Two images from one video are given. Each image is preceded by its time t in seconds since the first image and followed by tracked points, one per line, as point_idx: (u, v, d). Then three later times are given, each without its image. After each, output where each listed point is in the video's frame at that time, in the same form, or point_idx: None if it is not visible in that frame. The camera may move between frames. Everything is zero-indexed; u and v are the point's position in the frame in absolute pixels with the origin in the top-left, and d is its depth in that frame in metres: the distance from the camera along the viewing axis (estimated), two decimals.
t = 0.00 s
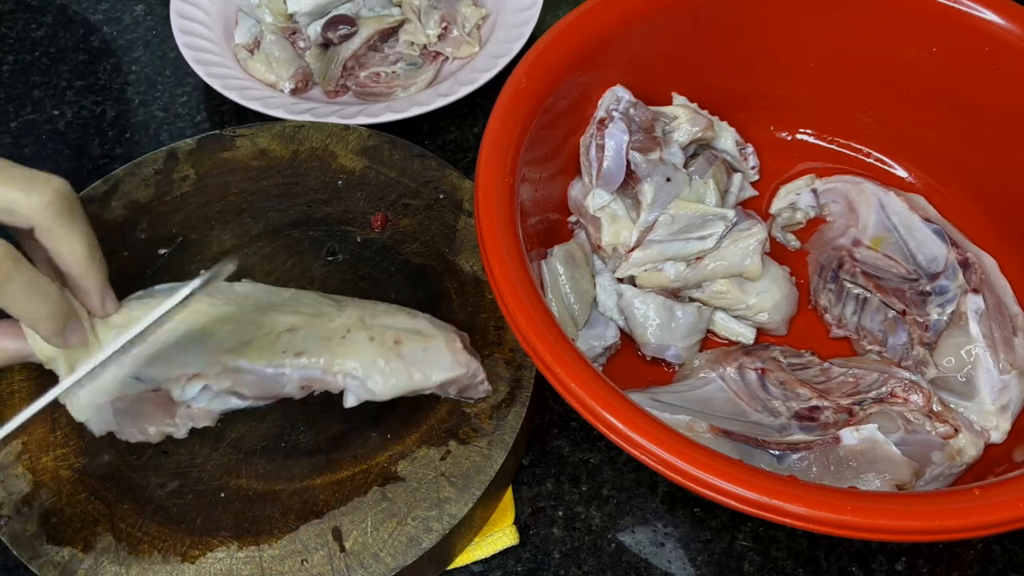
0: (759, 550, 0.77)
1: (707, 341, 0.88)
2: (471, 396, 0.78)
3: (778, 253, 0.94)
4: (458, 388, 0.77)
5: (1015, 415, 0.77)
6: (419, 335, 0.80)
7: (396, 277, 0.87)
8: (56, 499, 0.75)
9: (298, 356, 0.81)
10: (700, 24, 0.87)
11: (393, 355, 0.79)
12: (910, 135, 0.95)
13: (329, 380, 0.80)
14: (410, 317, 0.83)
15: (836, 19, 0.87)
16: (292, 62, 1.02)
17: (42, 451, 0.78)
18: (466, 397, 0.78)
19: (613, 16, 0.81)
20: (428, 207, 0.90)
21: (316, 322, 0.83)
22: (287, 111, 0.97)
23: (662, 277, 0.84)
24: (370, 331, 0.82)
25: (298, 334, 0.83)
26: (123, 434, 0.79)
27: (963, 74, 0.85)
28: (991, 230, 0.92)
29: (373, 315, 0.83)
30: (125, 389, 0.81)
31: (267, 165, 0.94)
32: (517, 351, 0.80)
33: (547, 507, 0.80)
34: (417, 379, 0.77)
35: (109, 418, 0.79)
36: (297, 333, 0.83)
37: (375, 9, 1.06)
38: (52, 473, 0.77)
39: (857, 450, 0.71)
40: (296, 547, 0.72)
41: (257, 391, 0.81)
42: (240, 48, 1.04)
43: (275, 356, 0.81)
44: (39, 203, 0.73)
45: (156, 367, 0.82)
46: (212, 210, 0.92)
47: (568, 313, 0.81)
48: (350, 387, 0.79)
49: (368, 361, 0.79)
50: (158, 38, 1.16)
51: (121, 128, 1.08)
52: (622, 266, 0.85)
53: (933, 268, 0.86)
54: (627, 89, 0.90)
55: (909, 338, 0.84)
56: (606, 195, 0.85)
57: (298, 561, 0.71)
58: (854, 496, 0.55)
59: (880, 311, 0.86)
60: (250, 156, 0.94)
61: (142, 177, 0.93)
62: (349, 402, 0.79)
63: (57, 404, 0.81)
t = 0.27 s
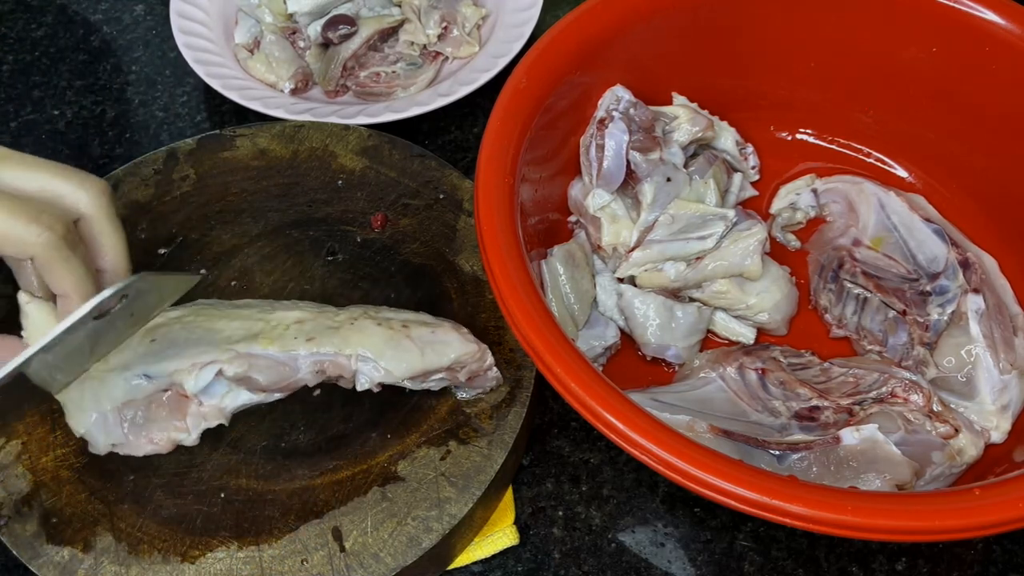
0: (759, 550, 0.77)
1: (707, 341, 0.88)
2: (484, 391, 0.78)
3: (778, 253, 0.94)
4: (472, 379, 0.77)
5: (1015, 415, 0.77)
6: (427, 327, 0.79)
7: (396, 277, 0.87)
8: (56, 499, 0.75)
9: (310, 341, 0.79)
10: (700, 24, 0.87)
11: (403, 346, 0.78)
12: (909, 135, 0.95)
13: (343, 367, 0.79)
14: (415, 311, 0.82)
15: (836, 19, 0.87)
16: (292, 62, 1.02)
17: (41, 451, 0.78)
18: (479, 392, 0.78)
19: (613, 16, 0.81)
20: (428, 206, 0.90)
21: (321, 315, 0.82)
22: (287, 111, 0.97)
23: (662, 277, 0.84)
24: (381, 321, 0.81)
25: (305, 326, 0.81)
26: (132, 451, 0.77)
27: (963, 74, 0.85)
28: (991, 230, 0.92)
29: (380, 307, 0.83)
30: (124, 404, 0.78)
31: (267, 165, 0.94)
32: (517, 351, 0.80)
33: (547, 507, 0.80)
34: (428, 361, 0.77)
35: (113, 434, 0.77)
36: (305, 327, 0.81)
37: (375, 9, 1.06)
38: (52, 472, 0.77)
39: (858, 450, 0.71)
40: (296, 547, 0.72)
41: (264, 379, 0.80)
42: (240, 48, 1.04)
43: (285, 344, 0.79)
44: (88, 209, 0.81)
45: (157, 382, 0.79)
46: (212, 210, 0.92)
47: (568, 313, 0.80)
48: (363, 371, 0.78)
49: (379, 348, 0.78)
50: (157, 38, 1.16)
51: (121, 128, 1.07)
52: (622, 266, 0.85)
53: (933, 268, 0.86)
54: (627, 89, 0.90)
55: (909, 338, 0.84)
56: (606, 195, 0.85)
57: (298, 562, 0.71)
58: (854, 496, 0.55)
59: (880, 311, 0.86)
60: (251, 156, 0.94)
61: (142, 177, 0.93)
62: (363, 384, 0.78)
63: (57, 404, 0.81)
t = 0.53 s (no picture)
0: (759, 550, 0.77)
1: (707, 341, 0.88)
2: (488, 364, 0.80)
3: (778, 253, 0.94)
4: (476, 350, 0.81)
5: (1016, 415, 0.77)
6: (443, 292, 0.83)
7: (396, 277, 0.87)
8: (57, 499, 0.75)
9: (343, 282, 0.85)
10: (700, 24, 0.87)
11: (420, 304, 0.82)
12: (909, 135, 0.95)
13: (371, 307, 0.84)
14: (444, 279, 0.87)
15: (836, 19, 0.87)
16: (292, 62, 1.02)
17: (41, 451, 0.78)
18: (484, 361, 0.81)
19: (613, 16, 0.81)
20: (428, 207, 0.90)
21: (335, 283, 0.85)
22: (287, 111, 0.96)
23: (662, 277, 0.84)
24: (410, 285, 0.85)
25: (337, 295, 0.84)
26: (152, 411, 0.82)
27: (963, 74, 0.85)
28: (991, 230, 0.92)
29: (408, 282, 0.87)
30: (154, 340, 0.83)
31: (267, 165, 0.94)
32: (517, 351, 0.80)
33: (547, 507, 0.80)
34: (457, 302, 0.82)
35: (138, 373, 0.82)
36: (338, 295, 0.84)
37: (375, 9, 1.06)
38: (52, 473, 0.77)
39: (858, 450, 0.71)
40: (296, 546, 0.72)
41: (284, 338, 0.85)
42: (240, 48, 1.04)
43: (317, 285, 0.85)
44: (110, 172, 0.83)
45: (189, 317, 0.84)
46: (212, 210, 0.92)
47: (568, 313, 0.80)
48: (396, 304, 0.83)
49: (410, 291, 0.83)
50: (158, 38, 1.16)
51: (121, 128, 1.07)
52: (622, 266, 0.85)
53: (933, 268, 0.86)
54: (627, 89, 0.90)
55: (909, 338, 0.84)
56: (606, 195, 0.85)
57: (299, 561, 0.71)
58: (854, 496, 0.55)
59: (880, 312, 0.86)
60: (251, 156, 0.94)
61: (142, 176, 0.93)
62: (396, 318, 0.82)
63: (57, 405, 0.81)
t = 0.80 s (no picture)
0: (759, 550, 0.77)
1: (707, 341, 0.88)
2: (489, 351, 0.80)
3: (778, 254, 0.94)
4: (476, 336, 0.80)
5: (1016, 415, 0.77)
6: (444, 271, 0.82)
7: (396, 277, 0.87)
8: (57, 499, 0.75)
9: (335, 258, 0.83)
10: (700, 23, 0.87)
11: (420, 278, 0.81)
12: (909, 135, 0.95)
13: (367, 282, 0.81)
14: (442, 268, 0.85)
15: (836, 19, 0.87)
16: (291, 62, 1.02)
17: (41, 451, 0.78)
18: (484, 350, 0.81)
19: (614, 16, 0.81)
20: (428, 207, 0.90)
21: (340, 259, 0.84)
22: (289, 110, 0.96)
23: (662, 277, 0.84)
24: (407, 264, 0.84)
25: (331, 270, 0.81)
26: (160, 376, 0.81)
27: (963, 74, 0.85)
28: (991, 230, 0.92)
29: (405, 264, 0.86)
30: (154, 309, 0.79)
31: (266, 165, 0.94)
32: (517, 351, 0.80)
33: (547, 507, 0.80)
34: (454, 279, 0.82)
35: (138, 344, 0.79)
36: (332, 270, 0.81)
37: (375, 9, 1.06)
38: (52, 472, 0.77)
39: (857, 450, 0.71)
40: (296, 546, 0.72)
41: (281, 317, 0.83)
42: (240, 48, 1.04)
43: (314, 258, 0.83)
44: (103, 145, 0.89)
45: (191, 287, 0.80)
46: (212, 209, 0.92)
47: (568, 313, 0.80)
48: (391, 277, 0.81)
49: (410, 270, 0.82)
50: (158, 38, 1.16)
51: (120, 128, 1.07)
52: (622, 266, 0.85)
53: (933, 268, 0.86)
54: (627, 89, 0.90)
55: (910, 338, 0.84)
56: (606, 195, 0.85)
57: (298, 561, 0.71)
58: (854, 496, 0.55)
59: (880, 312, 0.86)
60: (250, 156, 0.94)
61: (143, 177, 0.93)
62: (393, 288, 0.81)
63: (57, 405, 0.81)
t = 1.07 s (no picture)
0: (759, 550, 0.77)
1: (707, 341, 0.88)
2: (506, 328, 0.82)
3: (778, 254, 0.94)
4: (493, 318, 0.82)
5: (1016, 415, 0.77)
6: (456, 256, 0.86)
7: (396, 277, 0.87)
8: (56, 499, 0.75)
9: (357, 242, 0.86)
10: (700, 23, 0.87)
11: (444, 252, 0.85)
12: (909, 135, 0.95)
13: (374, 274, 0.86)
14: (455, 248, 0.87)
15: (836, 19, 0.87)
16: (291, 62, 1.02)
17: (41, 451, 0.78)
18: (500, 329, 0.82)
19: (614, 16, 0.81)
20: (428, 207, 0.90)
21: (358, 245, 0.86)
22: (287, 111, 0.95)
23: (662, 277, 0.84)
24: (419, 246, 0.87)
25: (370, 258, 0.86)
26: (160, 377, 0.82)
27: (963, 74, 0.85)
28: (991, 230, 0.92)
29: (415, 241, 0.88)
30: (178, 288, 0.82)
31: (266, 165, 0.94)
32: (517, 351, 0.80)
33: (547, 507, 0.80)
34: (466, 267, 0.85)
35: (163, 319, 0.82)
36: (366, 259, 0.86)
37: (375, 9, 1.06)
38: (52, 472, 0.77)
39: (857, 450, 0.71)
40: (297, 546, 0.72)
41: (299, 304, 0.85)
42: (240, 48, 1.04)
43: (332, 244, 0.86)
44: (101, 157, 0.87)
45: (213, 266, 0.83)
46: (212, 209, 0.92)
47: (568, 313, 0.80)
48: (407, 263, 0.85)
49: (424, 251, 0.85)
50: (158, 38, 1.16)
51: (120, 127, 1.07)
52: (622, 266, 0.85)
53: (933, 268, 0.86)
54: (627, 89, 0.90)
55: (910, 338, 0.84)
56: (606, 195, 0.85)
57: (298, 561, 0.71)
58: (854, 496, 0.55)
59: (880, 312, 0.86)
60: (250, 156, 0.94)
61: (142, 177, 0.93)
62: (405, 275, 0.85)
63: (57, 405, 0.81)
